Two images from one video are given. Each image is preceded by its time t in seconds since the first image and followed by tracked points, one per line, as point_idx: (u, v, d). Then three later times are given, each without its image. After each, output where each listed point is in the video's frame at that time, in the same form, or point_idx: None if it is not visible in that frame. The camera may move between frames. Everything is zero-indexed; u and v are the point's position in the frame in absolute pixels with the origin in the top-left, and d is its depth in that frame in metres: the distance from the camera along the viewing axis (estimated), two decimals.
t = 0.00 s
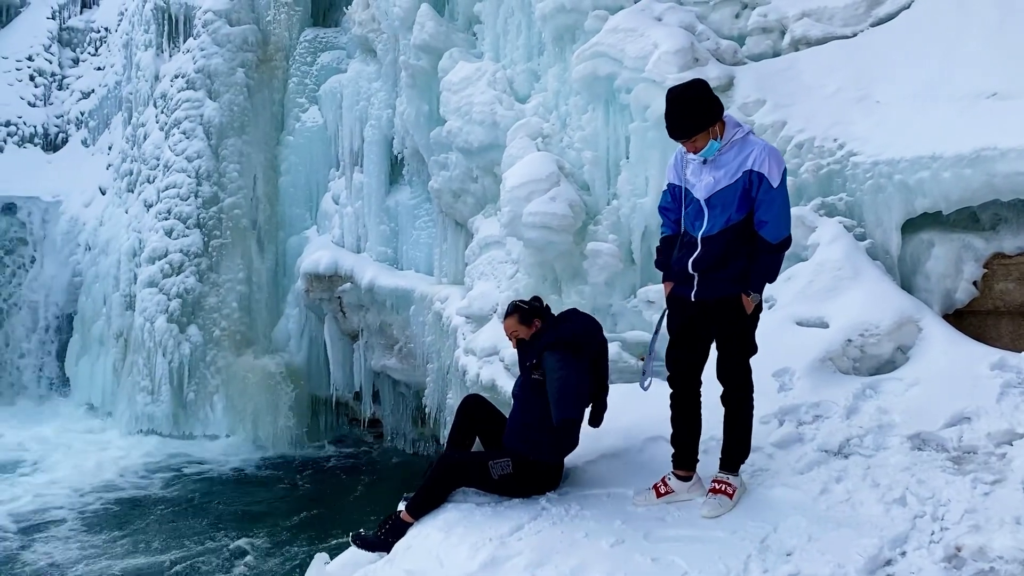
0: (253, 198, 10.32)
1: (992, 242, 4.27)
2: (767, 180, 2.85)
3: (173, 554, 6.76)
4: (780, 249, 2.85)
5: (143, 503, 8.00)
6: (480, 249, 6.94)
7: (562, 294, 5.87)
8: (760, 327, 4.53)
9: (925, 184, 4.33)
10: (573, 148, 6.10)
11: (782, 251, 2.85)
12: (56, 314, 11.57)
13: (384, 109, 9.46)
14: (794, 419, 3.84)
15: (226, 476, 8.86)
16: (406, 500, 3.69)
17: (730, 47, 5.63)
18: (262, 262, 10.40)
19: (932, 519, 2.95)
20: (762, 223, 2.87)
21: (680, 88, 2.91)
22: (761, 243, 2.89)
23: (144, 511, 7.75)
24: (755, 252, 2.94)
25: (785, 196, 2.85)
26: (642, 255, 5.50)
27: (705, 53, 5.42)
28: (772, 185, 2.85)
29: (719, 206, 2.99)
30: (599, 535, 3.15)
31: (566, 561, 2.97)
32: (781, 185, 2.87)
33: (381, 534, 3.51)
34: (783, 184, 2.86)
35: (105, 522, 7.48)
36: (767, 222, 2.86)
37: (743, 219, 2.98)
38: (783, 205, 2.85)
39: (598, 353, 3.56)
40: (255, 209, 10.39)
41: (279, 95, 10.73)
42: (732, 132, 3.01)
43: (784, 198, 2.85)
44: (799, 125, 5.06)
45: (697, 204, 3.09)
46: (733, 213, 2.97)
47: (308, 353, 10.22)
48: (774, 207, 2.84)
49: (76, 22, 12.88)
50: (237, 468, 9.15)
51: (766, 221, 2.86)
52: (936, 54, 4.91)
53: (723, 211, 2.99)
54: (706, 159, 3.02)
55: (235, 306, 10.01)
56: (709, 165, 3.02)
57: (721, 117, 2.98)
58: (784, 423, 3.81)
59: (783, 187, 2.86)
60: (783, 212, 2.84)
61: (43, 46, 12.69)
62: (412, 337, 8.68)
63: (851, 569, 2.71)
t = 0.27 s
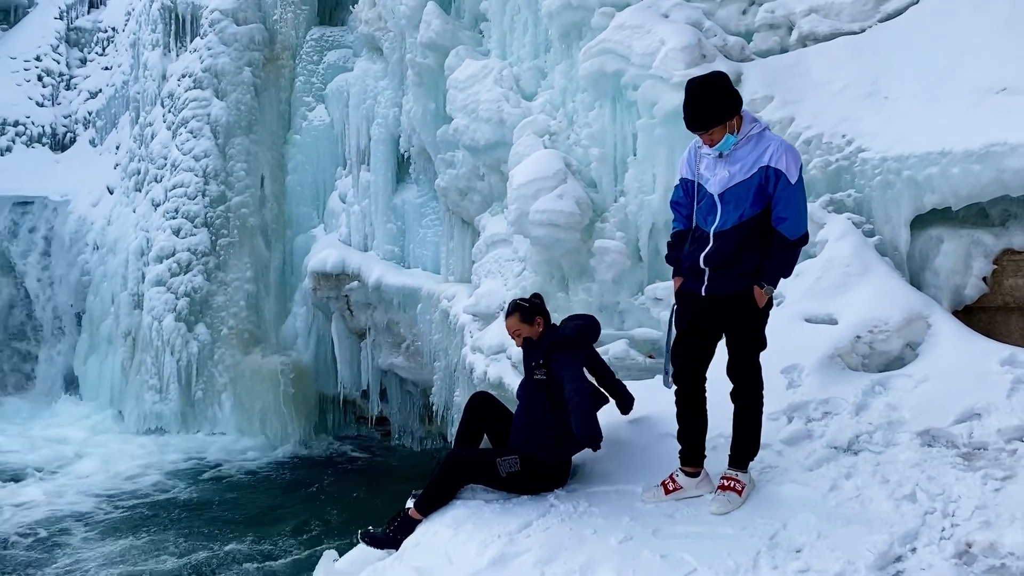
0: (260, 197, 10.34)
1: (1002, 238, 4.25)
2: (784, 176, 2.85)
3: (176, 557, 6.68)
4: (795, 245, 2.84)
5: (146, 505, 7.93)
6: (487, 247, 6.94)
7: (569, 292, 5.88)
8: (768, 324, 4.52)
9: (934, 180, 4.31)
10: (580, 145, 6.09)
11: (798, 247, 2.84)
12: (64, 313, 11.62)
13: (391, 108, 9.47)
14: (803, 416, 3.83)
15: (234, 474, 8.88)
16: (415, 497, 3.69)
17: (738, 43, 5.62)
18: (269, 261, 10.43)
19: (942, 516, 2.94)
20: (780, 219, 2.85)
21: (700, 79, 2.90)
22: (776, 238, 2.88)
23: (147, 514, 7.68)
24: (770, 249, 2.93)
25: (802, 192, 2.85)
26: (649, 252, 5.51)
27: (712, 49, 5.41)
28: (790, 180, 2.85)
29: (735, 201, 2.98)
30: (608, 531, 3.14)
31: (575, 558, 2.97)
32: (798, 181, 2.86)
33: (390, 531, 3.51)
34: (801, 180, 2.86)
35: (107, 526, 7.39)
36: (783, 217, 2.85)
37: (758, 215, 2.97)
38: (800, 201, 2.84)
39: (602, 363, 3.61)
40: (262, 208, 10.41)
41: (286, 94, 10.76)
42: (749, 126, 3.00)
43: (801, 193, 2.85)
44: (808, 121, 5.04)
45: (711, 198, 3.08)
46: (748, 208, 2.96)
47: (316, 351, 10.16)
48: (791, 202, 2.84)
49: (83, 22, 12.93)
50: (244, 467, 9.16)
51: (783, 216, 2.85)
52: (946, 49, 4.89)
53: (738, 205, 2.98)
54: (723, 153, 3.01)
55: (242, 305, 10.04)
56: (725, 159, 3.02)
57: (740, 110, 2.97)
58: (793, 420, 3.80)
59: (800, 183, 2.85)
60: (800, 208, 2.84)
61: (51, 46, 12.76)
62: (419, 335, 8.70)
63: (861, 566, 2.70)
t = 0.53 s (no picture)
0: (266, 195, 10.36)
1: (1010, 234, 4.23)
2: (795, 169, 2.85)
3: (182, 556, 6.66)
4: (803, 239, 2.83)
5: (148, 505, 7.87)
6: (493, 244, 6.94)
7: (575, 288, 5.88)
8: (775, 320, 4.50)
9: (942, 175, 4.30)
10: (586, 142, 6.08)
11: (805, 241, 2.83)
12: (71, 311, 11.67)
13: (396, 105, 9.47)
14: (810, 412, 3.81)
15: (240, 472, 8.90)
16: (422, 494, 3.70)
17: (744, 38, 5.60)
18: (275, 259, 10.45)
19: (951, 512, 2.93)
20: (787, 213, 2.85)
21: (716, 70, 2.89)
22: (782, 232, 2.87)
23: (149, 514, 7.62)
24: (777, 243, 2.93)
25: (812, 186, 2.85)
26: (656, 248, 5.50)
27: (719, 45, 5.40)
28: (800, 174, 2.85)
29: (744, 193, 2.98)
30: (615, 528, 3.14)
31: (582, 554, 2.96)
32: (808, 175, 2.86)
33: (397, 528, 3.52)
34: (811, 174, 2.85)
35: (112, 526, 7.37)
36: (791, 211, 2.85)
37: (766, 208, 2.97)
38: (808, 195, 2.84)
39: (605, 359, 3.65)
40: (268, 206, 10.44)
41: (291, 92, 10.77)
42: (761, 120, 3.00)
43: (811, 187, 2.85)
44: (814, 117, 5.03)
45: (721, 191, 3.08)
46: (756, 201, 2.96)
47: (322, 349, 10.25)
48: (800, 196, 2.84)
49: (89, 21, 12.96)
50: (250, 464, 9.18)
51: (791, 210, 2.85)
52: (953, 44, 4.88)
53: (747, 198, 2.98)
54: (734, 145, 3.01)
55: (249, 303, 10.07)
56: (736, 152, 3.02)
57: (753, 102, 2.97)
58: (800, 416, 3.79)
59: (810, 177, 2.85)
60: (808, 201, 2.83)
61: (57, 45, 12.80)
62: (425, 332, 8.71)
63: (870, 562, 2.69)
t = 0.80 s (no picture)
0: (272, 192, 10.38)
1: (1018, 229, 4.22)
2: (801, 165, 2.84)
3: (188, 553, 6.68)
4: (808, 235, 2.82)
5: (155, 503, 7.88)
6: (499, 240, 6.94)
7: (581, 285, 5.88)
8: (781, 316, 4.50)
9: (949, 170, 4.28)
10: (591, 138, 6.08)
11: (811, 237, 2.82)
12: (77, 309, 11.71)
13: (401, 102, 9.47)
14: (817, 408, 3.81)
15: (246, 469, 8.93)
16: (429, 491, 3.70)
17: (750, 34, 5.58)
18: (281, 257, 10.46)
19: (958, 507, 2.93)
20: (793, 209, 2.85)
21: (724, 64, 2.90)
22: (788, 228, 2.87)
23: (151, 515, 7.57)
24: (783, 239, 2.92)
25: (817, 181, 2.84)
26: (662, 245, 5.49)
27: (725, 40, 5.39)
28: (805, 169, 2.84)
29: (750, 188, 2.98)
30: (622, 524, 3.14)
31: (589, 550, 2.97)
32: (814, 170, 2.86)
33: (404, 525, 3.53)
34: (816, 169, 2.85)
35: (118, 523, 7.40)
36: (796, 205, 2.85)
37: (772, 204, 2.96)
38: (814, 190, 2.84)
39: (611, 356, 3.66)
40: (274, 204, 10.45)
41: (296, 90, 10.77)
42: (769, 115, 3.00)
43: (817, 182, 2.84)
44: (820, 112, 5.01)
45: (727, 186, 3.08)
46: (762, 196, 2.96)
47: (328, 346, 10.24)
48: (806, 190, 2.83)
49: (95, 19, 12.98)
50: (257, 461, 9.21)
51: (796, 205, 2.84)
52: (960, 40, 4.86)
53: (753, 193, 2.98)
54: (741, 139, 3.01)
55: (255, 301, 10.09)
56: (743, 146, 3.02)
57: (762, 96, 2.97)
58: (807, 412, 3.78)
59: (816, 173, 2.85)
60: (814, 197, 2.83)
61: (63, 44, 12.84)
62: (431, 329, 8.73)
63: (877, 558, 2.69)
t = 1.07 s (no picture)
0: (276, 189, 10.39)
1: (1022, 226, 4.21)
2: (800, 162, 2.85)
3: (195, 551, 6.72)
4: (808, 232, 2.83)
5: (162, 500, 7.92)
6: (503, 238, 6.95)
7: (584, 283, 5.89)
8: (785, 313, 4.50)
9: (954, 167, 4.28)
10: (595, 136, 6.08)
11: (810, 234, 2.83)
12: (83, 307, 11.75)
13: (405, 100, 9.48)
14: (821, 405, 3.81)
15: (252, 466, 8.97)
16: (434, 488, 3.72)
17: (754, 31, 5.57)
18: (285, 254, 10.48)
19: (962, 504, 2.94)
20: (792, 206, 2.85)
21: (726, 62, 2.93)
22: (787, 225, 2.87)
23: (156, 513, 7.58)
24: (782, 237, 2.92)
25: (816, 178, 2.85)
26: (666, 242, 5.50)
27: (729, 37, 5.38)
28: (805, 165, 2.85)
29: (750, 185, 2.99)
30: (627, 521, 3.16)
31: (593, 548, 2.98)
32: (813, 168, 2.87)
33: (409, 522, 3.54)
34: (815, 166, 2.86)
35: (125, 520, 7.43)
36: (794, 202, 2.85)
37: (772, 202, 2.97)
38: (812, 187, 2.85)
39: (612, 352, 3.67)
40: (278, 201, 10.46)
41: (300, 88, 10.78)
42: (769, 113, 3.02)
43: (815, 179, 2.85)
44: (824, 110, 5.01)
45: (726, 184, 3.08)
46: (761, 193, 2.96)
47: (333, 344, 10.29)
48: (804, 187, 2.84)
49: (100, 18, 13.00)
50: (262, 459, 9.25)
51: (795, 202, 2.85)
52: (965, 36, 4.85)
53: (753, 190, 2.98)
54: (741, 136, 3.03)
55: (260, 299, 10.12)
56: (742, 144, 3.03)
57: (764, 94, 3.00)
58: (811, 409, 3.79)
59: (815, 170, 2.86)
60: (813, 194, 2.84)
61: (68, 43, 12.87)
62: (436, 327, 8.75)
63: (881, 555, 2.70)
